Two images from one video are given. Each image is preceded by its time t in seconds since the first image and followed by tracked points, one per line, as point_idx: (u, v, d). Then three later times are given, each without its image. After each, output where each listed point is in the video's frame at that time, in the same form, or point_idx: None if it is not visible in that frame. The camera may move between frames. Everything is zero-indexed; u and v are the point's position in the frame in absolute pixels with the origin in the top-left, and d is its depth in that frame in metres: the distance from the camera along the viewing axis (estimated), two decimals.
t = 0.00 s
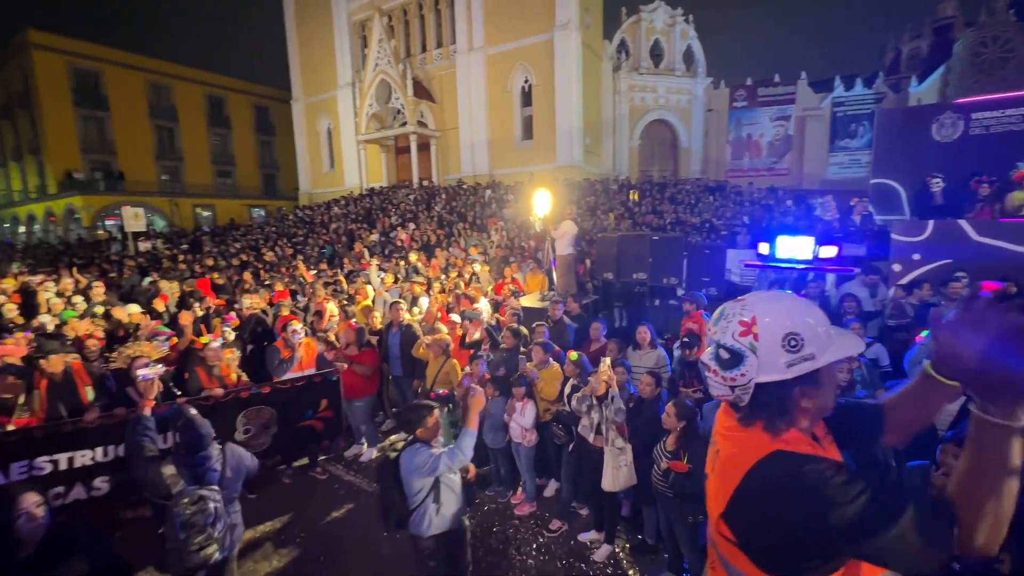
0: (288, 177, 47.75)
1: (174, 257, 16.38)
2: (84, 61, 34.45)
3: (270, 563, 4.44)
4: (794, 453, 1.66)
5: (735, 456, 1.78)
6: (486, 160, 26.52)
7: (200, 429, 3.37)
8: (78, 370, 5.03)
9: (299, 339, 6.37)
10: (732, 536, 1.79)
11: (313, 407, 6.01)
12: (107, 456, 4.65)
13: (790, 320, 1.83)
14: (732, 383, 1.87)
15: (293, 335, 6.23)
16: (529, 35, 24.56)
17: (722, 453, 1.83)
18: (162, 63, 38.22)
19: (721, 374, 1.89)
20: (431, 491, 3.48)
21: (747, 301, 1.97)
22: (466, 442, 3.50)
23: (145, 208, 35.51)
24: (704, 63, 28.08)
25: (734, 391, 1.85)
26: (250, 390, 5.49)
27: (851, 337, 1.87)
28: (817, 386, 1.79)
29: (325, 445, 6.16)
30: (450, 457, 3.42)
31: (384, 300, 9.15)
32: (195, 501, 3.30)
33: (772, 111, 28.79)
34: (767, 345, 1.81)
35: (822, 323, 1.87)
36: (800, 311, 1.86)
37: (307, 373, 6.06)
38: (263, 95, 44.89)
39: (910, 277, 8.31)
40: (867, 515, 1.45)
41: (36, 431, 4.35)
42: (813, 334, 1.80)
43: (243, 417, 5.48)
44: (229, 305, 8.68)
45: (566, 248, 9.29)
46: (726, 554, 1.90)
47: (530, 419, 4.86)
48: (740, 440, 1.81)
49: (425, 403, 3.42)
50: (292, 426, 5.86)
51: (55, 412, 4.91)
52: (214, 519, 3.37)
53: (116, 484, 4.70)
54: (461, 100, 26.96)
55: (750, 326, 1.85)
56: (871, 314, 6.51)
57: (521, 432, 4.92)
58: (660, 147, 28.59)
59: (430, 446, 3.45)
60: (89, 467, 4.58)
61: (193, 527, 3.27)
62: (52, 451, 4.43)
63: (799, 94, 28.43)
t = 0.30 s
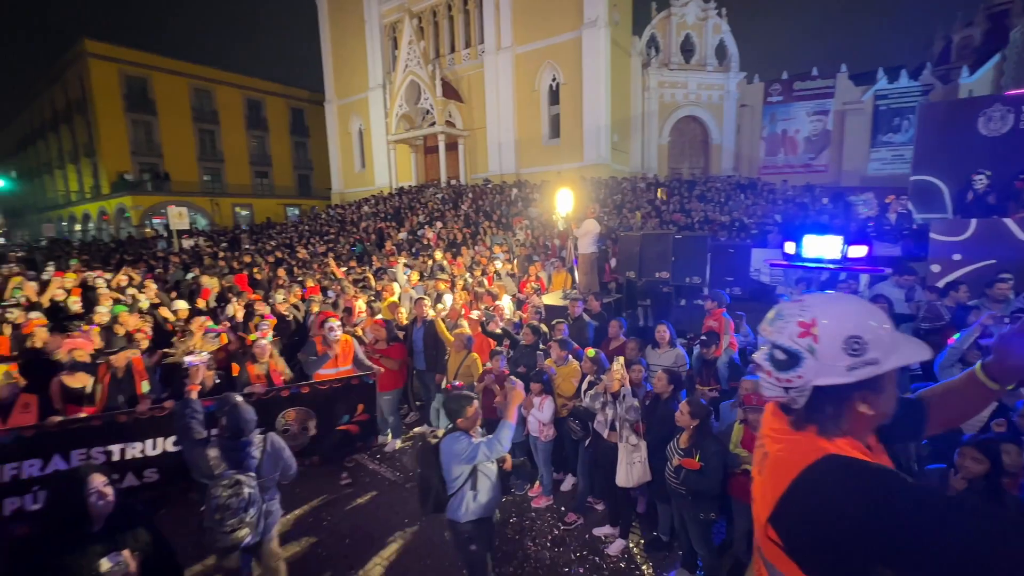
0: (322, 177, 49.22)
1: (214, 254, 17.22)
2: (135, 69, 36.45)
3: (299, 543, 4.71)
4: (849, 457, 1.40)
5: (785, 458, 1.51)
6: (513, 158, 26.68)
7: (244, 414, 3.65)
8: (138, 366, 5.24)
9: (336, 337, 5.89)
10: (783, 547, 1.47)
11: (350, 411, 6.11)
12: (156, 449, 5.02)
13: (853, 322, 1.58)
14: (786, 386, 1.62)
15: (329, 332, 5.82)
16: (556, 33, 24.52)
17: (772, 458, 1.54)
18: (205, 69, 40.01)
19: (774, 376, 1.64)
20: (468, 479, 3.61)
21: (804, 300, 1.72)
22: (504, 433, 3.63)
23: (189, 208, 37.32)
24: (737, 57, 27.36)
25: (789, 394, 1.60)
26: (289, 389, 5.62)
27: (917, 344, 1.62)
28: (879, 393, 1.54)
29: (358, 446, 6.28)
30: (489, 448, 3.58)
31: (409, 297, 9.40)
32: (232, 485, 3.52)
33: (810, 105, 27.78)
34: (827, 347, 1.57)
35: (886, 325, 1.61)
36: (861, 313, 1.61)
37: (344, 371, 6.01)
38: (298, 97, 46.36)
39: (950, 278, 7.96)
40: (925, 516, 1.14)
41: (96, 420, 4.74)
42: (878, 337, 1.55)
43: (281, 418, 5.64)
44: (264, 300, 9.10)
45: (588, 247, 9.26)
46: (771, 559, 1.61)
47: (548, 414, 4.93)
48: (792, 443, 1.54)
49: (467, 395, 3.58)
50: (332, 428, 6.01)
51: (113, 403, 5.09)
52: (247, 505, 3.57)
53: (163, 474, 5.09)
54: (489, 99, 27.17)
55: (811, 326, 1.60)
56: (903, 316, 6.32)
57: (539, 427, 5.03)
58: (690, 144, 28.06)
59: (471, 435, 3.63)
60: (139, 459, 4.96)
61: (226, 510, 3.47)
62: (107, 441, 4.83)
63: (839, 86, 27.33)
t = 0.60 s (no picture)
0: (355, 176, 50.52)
1: (255, 250, 18.08)
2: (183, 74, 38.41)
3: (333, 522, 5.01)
4: (918, 444, 1.46)
5: (851, 447, 1.57)
6: (542, 157, 26.75)
7: (298, 400, 3.62)
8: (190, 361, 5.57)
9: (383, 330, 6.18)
10: (851, 533, 1.53)
11: (391, 406, 5.91)
12: (211, 437, 5.04)
13: (918, 310, 1.62)
14: (849, 374, 1.70)
15: (378, 326, 6.10)
16: (586, 30, 24.40)
17: (835, 447, 1.61)
18: (247, 73, 41.75)
19: (836, 365, 1.74)
20: (510, 476, 3.67)
21: (868, 290, 1.77)
22: (546, 431, 3.70)
23: (231, 206, 39.09)
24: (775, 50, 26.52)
25: (851, 382, 1.69)
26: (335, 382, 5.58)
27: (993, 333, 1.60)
28: (948, 380, 1.59)
29: (402, 447, 6.02)
30: (531, 444, 3.66)
31: (438, 293, 9.63)
32: (284, 465, 3.65)
33: (852, 98, 26.65)
34: (892, 336, 1.62)
35: (958, 313, 1.61)
36: (931, 301, 1.63)
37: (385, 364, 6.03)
38: (333, 99, 47.70)
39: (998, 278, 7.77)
40: (973, 493, 1.31)
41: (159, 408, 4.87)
42: (946, 325, 1.57)
43: (325, 411, 5.54)
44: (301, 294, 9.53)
45: (615, 244, 9.24)
46: (841, 552, 1.64)
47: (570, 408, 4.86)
48: (863, 433, 1.58)
49: (506, 393, 3.63)
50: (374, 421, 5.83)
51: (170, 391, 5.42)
52: (297, 482, 3.72)
53: (217, 462, 5.11)
54: (518, 98, 27.31)
55: (873, 315, 1.67)
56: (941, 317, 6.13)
57: (561, 420, 5.11)
58: (723, 140, 27.41)
59: (512, 433, 3.67)
60: (193, 446, 5.00)
61: (279, 488, 3.65)
62: (166, 427, 4.92)
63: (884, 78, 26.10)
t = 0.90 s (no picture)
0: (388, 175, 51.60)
1: (292, 247, 18.84)
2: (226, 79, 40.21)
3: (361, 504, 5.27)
4: (999, 448, 1.42)
5: (921, 445, 1.53)
6: (571, 155, 26.69)
7: (347, 380, 3.86)
8: (235, 341, 5.96)
9: (427, 328, 6.56)
10: (911, 531, 1.48)
11: (428, 401, 6.01)
12: (260, 423, 5.33)
13: (1001, 305, 1.64)
14: (923, 371, 1.68)
15: (422, 322, 6.44)
16: (617, 25, 24.16)
17: (901, 444, 1.57)
18: (286, 76, 43.28)
19: (909, 361, 1.72)
20: (550, 478, 3.73)
21: (942, 285, 1.80)
22: (586, 429, 3.73)
23: (270, 205, 40.74)
24: (815, 41, 25.55)
25: (925, 378, 1.66)
26: (374, 375, 5.79)
27: None
28: None
29: (437, 445, 6.12)
30: (571, 444, 3.67)
31: (465, 288, 9.83)
32: (336, 442, 3.90)
33: (899, 90, 25.41)
34: (974, 330, 1.63)
35: None
36: (1013, 296, 1.65)
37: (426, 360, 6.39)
38: (367, 100, 48.85)
39: None
40: None
41: (211, 394, 5.17)
42: None
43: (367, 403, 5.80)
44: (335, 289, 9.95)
45: (640, 241, 9.23)
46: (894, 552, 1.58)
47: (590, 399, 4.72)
48: (927, 429, 1.56)
49: (543, 393, 3.67)
50: (410, 416, 5.97)
51: (219, 376, 5.81)
52: (346, 461, 3.95)
53: (263, 450, 5.40)
54: (548, 96, 27.29)
55: (955, 308, 1.67)
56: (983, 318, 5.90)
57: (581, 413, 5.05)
58: (759, 135, 26.62)
59: (549, 434, 3.72)
60: (243, 431, 5.32)
61: (329, 466, 3.88)
62: (218, 413, 5.25)
63: (935, 68, 24.64)
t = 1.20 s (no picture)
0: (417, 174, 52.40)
1: (325, 244, 19.52)
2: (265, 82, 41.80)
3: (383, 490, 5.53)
4: None
5: (982, 450, 2.02)
6: (599, 152, 26.51)
7: (377, 372, 3.99)
8: (273, 345, 6.19)
9: (458, 325, 6.60)
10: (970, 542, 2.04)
11: (457, 396, 6.32)
12: (297, 414, 5.61)
13: None
14: (987, 371, 2.08)
15: (450, 318, 6.54)
16: (646, 20, 23.83)
17: (962, 454, 2.07)
18: (321, 78, 44.61)
19: (974, 360, 2.12)
20: (576, 479, 3.58)
21: (1007, 287, 2.19)
22: (615, 430, 3.56)
23: (305, 203, 42.16)
24: (857, 31, 24.49)
25: (991, 379, 2.06)
26: (404, 371, 6.12)
27: None
28: None
29: (466, 435, 6.42)
30: (601, 444, 3.51)
31: (488, 285, 9.98)
32: (368, 432, 3.94)
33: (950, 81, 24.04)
34: None
35: None
36: None
37: (456, 356, 6.52)
38: (398, 100, 49.71)
39: None
40: None
41: (247, 387, 5.43)
42: None
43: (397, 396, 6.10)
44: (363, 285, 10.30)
45: (663, 239, 9.46)
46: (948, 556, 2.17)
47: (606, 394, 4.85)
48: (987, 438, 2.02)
49: (569, 391, 3.52)
50: (440, 410, 6.27)
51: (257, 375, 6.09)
52: (377, 450, 3.97)
53: (297, 438, 5.68)
54: (576, 93, 27.17)
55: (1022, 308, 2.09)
56: None
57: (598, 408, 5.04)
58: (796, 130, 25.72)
59: (577, 434, 3.59)
60: (278, 423, 5.58)
61: (361, 454, 3.89)
62: (254, 405, 5.49)
63: (991, 56, 23.13)
